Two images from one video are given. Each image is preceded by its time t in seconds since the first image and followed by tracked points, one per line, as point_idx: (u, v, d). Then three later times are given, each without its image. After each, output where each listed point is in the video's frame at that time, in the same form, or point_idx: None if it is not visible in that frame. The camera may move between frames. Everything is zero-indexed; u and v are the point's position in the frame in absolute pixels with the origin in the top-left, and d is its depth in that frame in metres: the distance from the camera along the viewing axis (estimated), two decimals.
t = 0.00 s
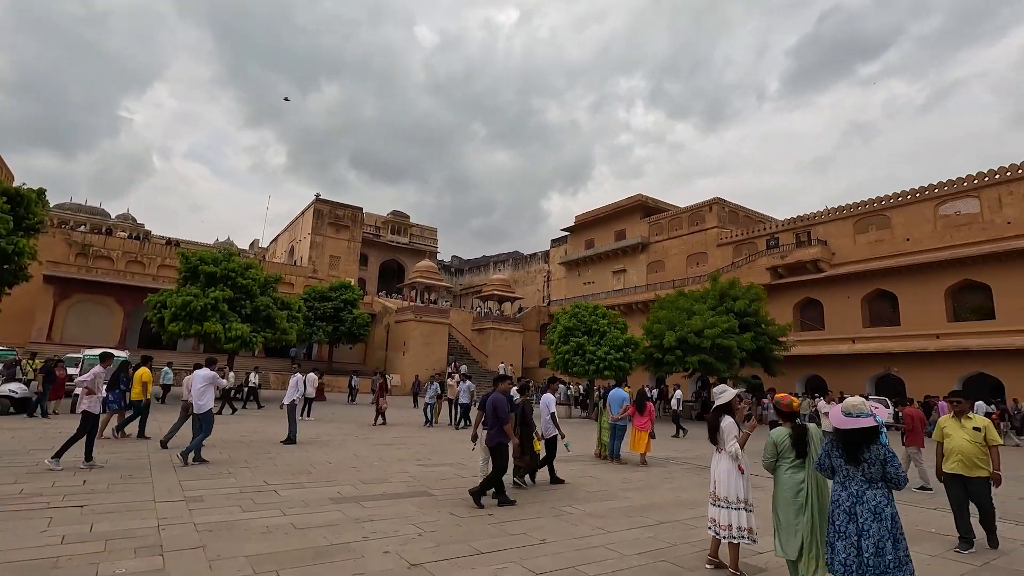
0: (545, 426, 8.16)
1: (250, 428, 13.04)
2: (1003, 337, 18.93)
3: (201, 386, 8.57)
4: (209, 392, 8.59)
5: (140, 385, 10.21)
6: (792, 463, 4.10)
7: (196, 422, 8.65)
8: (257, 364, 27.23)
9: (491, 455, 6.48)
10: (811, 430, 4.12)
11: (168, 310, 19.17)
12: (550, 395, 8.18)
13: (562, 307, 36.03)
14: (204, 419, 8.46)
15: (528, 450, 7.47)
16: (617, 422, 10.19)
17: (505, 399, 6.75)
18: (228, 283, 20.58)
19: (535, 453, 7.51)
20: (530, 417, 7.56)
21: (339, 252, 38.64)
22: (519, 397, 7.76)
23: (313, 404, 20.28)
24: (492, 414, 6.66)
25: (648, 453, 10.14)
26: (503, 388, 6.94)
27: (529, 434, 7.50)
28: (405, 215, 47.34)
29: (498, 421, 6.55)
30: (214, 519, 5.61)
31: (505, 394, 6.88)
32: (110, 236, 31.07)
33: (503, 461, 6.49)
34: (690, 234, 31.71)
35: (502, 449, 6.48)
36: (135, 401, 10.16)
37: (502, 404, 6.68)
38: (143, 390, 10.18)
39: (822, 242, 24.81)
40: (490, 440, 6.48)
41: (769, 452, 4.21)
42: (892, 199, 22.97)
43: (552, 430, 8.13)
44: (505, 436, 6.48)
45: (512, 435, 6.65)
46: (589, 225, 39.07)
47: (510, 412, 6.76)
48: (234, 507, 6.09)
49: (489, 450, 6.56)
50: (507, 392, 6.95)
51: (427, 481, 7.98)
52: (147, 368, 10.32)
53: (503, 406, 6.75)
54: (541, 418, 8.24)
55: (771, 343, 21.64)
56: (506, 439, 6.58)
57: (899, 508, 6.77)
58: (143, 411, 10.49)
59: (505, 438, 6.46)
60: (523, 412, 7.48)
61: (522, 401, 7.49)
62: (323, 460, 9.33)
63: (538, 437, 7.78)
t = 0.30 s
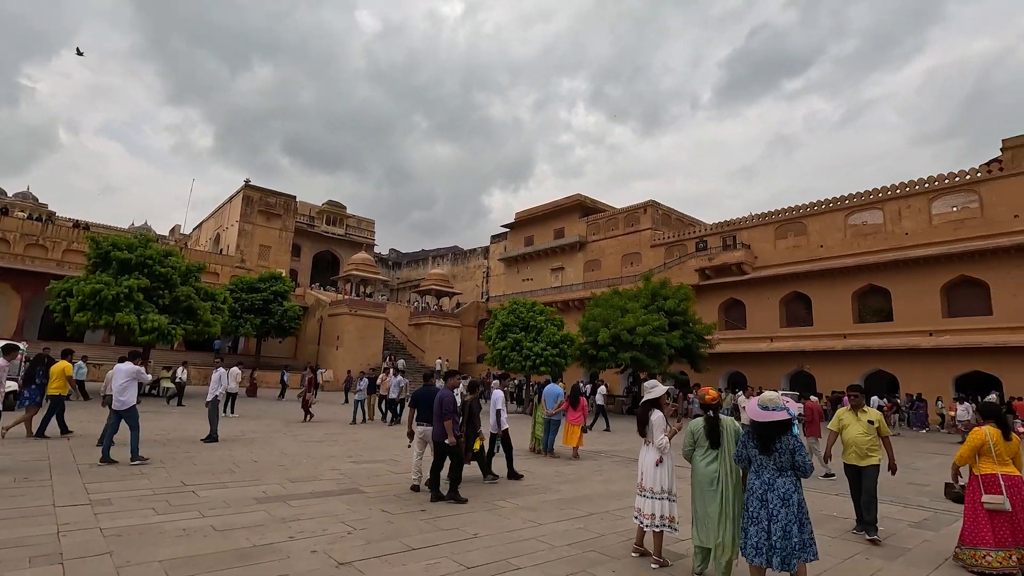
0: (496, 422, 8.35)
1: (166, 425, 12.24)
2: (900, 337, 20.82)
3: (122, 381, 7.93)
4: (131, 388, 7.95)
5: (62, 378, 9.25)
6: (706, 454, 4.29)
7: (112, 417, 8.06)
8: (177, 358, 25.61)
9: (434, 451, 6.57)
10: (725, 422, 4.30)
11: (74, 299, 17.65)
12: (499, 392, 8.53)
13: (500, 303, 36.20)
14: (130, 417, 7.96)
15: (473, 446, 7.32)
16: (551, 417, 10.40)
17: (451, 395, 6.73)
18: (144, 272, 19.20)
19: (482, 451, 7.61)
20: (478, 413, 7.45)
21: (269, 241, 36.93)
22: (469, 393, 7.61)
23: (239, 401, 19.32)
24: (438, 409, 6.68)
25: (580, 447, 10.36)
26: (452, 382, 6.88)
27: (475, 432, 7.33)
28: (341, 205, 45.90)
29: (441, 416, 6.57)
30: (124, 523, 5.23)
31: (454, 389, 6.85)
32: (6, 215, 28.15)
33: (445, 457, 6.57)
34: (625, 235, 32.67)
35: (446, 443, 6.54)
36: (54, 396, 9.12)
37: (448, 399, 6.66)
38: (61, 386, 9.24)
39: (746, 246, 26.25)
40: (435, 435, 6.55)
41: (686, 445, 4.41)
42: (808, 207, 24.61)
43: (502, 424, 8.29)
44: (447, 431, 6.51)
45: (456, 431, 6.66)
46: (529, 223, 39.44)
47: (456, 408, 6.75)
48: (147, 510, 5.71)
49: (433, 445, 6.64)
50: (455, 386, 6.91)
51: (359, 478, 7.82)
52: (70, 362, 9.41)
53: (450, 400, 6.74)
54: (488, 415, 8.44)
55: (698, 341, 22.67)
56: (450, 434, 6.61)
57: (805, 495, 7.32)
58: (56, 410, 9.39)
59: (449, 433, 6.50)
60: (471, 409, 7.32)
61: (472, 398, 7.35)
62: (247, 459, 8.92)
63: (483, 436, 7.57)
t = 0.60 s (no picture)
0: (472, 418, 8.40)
1: (104, 424, 11.62)
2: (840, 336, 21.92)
3: (74, 378, 7.55)
4: (84, 385, 7.63)
5: (6, 375, 8.62)
6: (644, 450, 4.36)
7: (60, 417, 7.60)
8: (117, 353, 24.35)
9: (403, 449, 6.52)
10: (661, 418, 4.34)
11: (3, 290, 16.51)
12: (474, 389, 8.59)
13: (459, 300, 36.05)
14: (81, 415, 7.56)
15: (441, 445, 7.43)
16: (509, 413, 10.45)
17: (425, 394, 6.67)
18: (82, 262, 18.15)
19: (450, 449, 7.67)
20: (449, 410, 7.56)
21: (219, 232, 35.54)
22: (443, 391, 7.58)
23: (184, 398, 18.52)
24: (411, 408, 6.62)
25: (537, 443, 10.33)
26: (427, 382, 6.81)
27: (445, 431, 7.34)
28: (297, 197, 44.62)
29: (413, 416, 6.52)
30: (56, 528, 4.94)
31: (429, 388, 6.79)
32: None
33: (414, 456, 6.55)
34: (584, 233, 33.07)
35: (413, 443, 6.49)
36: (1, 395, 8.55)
37: (422, 399, 6.59)
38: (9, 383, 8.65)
39: (700, 247, 27.01)
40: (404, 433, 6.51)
41: (626, 444, 4.51)
42: (759, 211, 25.51)
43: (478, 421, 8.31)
44: (418, 432, 6.46)
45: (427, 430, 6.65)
46: (490, 219, 39.40)
47: (429, 407, 6.71)
48: (82, 513, 5.42)
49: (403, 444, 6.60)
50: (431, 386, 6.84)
51: (311, 476, 7.65)
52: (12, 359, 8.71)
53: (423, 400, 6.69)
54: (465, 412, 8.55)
55: (653, 339, 23.19)
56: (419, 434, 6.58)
57: (750, 487, 7.62)
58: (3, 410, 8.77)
59: (420, 433, 6.44)
60: (443, 407, 7.37)
61: (444, 395, 7.38)
62: (193, 458, 8.58)
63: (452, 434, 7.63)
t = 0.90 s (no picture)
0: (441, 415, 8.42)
1: (32, 424, 10.90)
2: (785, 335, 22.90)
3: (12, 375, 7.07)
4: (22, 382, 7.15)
5: None
6: (574, 444, 4.44)
7: None
8: (49, 348, 22.91)
9: (384, 445, 6.53)
10: (590, 413, 4.40)
11: None
12: (446, 385, 8.60)
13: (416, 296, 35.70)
14: (15, 414, 7.09)
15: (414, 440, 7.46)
16: (465, 410, 10.39)
17: (402, 391, 6.89)
18: (10, 250, 16.97)
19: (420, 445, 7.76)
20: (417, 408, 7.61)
21: (163, 222, 33.92)
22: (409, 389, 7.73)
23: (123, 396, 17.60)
24: (387, 405, 6.75)
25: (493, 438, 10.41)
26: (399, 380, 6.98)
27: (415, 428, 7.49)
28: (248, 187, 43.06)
29: (393, 413, 6.66)
30: None
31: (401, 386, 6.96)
32: None
33: (394, 452, 6.62)
34: (543, 232, 33.31)
35: (393, 439, 6.57)
36: None
37: (399, 396, 6.76)
38: None
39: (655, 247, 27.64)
40: (381, 430, 6.59)
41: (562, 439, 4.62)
42: (712, 213, 26.29)
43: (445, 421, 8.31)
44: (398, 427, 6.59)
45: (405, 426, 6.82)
46: (449, 215, 39.14)
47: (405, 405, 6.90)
48: (7, 518, 5.08)
49: (381, 440, 6.59)
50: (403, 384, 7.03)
51: (260, 475, 7.44)
52: None
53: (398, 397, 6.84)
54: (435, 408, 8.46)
55: (609, 336, 23.59)
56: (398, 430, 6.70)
57: (698, 480, 7.90)
58: None
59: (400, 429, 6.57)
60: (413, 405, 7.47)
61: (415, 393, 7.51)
62: (132, 458, 8.18)
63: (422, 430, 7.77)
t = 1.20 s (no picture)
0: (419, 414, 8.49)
1: None
2: (743, 335, 23.60)
3: None
4: None
5: None
6: (524, 440, 4.45)
7: None
8: None
9: (354, 445, 6.44)
10: (541, 409, 4.45)
11: None
12: (426, 384, 8.53)
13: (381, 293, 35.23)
14: None
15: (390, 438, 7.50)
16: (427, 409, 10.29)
17: (378, 390, 6.77)
18: None
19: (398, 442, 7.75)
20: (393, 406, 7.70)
21: (114, 212, 32.45)
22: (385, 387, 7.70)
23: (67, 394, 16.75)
24: (362, 403, 6.64)
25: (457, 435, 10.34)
26: (375, 377, 6.86)
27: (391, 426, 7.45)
28: (206, 178, 41.61)
29: (367, 411, 6.55)
30: None
31: (377, 383, 6.84)
32: None
33: (366, 451, 6.53)
34: (510, 230, 33.36)
35: (365, 437, 6.47)
36: None
37: (375, 394, 6.64)
38: None
39: (620, 248, 28.05)
40: (353, 429, 6.48)
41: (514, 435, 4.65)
42: (675, 216, 26.82)
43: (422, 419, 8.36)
44: (372, 425, 6.50)
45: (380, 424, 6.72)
46: (415, 212, 38.78)
47: (381, 403, 6.78)
48: None
49: (353, 439, 6.51)
50: (379, 380, 6.91)
51: (215, 476, 7.23)
52: None
53: (373, 395, 6.72)
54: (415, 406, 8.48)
55: (573, 335, 23.82)
56: (373, 429, 6.59)
57: (656, 476, 8.08)
58: None
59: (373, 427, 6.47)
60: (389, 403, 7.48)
61: (389, 392, 7.79)
62: (76, 459, 7.80)
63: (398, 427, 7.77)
